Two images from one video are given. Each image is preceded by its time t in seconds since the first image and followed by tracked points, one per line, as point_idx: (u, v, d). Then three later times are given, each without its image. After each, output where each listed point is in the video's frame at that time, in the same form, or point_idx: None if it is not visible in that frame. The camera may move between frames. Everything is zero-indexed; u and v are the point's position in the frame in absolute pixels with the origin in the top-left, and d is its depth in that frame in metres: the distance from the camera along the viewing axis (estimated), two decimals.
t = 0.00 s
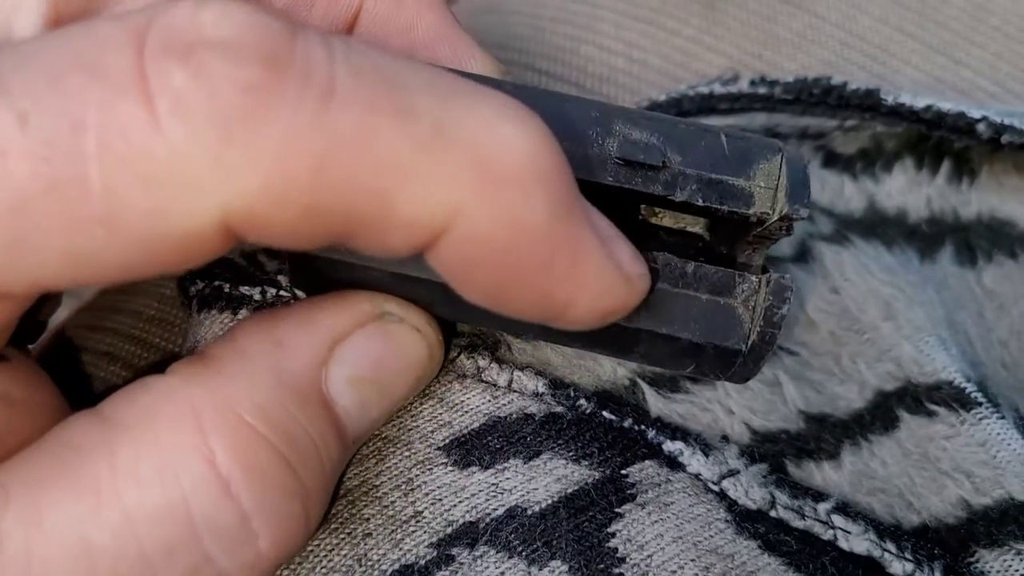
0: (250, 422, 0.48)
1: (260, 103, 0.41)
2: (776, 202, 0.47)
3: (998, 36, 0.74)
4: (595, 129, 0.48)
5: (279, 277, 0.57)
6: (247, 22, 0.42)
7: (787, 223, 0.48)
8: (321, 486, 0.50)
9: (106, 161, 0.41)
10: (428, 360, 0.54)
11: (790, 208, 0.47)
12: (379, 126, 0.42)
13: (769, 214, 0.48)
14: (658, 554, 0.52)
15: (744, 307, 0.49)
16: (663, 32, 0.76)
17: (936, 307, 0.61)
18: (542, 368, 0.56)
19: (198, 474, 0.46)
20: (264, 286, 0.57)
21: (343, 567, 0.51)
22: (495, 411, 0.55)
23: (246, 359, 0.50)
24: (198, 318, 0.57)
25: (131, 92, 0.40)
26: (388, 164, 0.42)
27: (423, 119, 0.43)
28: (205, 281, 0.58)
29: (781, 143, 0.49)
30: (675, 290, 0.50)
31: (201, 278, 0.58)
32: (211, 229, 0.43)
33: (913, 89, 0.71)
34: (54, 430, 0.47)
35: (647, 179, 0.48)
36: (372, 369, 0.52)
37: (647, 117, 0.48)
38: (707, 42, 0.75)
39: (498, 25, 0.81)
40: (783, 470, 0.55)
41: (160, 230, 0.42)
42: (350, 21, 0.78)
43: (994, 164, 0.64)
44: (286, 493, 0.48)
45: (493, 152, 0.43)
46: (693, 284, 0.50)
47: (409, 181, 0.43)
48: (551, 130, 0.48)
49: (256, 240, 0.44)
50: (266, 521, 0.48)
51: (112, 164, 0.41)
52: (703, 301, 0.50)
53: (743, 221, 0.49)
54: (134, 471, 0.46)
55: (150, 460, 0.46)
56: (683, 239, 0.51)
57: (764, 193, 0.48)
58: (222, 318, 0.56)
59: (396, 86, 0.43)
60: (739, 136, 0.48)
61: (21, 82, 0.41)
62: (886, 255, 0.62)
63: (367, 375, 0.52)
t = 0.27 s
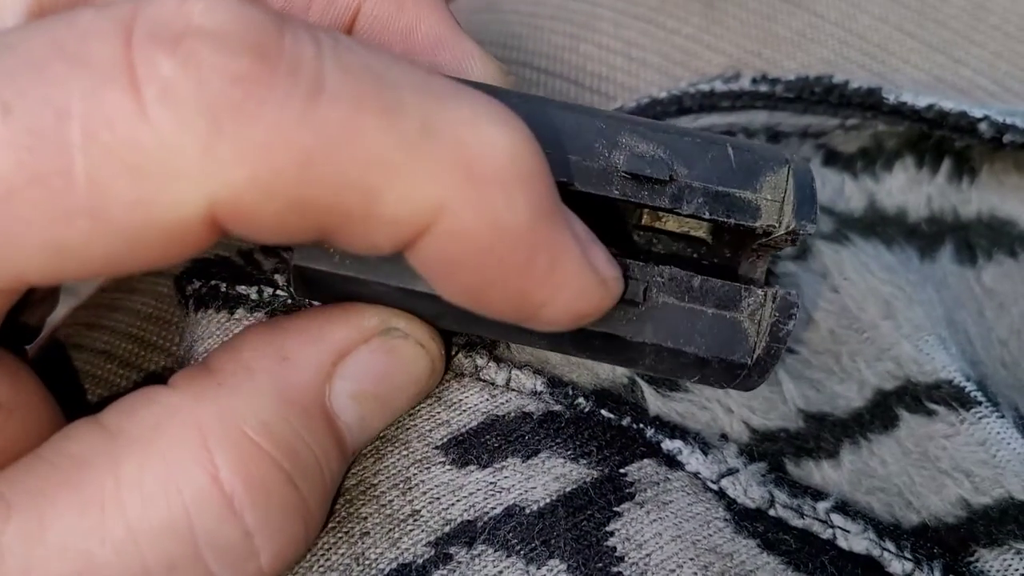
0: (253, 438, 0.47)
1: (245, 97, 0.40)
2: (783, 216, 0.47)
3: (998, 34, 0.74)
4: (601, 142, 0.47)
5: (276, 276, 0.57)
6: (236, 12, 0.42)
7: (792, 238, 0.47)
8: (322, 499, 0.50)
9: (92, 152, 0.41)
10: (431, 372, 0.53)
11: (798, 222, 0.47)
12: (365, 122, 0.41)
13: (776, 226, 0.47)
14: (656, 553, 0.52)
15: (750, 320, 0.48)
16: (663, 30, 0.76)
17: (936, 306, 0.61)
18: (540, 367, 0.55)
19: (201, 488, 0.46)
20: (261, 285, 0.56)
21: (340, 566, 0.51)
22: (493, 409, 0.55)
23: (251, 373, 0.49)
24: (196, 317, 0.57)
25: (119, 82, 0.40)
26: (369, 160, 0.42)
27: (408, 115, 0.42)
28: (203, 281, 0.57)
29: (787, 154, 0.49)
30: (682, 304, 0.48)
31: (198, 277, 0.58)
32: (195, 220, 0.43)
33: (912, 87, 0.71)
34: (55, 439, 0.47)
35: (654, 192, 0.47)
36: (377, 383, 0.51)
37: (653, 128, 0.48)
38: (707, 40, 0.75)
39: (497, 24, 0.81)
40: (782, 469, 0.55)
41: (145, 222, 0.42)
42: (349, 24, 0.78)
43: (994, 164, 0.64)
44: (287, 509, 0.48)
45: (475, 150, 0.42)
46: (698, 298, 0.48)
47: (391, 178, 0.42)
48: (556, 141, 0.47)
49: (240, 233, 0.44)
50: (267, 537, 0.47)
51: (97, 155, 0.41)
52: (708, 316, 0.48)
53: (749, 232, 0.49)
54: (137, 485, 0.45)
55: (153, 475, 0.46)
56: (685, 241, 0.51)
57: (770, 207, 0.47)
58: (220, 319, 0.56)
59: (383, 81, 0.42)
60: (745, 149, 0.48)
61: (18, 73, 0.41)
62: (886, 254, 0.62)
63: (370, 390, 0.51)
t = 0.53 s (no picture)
0: (254, 443, 0.47)
1: (242, 97, 0.40)
2: (782, 209, 0.47)
3: (998, 35, 0.73)
4: (597, 140, 0.47)
5: (275, 279, 0.56)
6: (232, 11, 0.42)
7: (792, 232, 0.47)
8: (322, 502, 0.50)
9: (89, 151, 0.41)
10: (431, 376, 0.52)
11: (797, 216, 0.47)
12: (362, 123, 0.41)
13: (774, 220, 0.47)
14: (655, 553, 0.52)
15: (750, 315, 0.48)
16: (662, 30, 0.76)
17: (935, 307, 0.61)
18: (539, 368, 0.55)
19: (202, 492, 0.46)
20: (260, 287, 0.56)
21: (338, 566, 0.51)
22: (491, 410, 0.55)
23: (251, 377, 0.49)
24: (193, 318, 0.57)
25: (115, 81, 0.40)
26: (366, 162, 0.42)
27: (405, 117, 0.42)
28: (200, 282, 0.57)
29: (786, 145, 0.48)
30: (682, 302, 0.48)
31: (197, 279, 0.58)
32: (191, 219, 0.43)
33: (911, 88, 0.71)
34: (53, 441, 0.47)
35: (651, 190, 0.47)
36: (377, 387, 0.51)
37: (649, 125, 0.48)
38: (706, 41, 0.75)
39: (496, 24, 0.81)
40: (781, 469, 0.55)
41: (141, 221, 0.42)
42: (340, 20, 0.78)
43: (993, 164, 0.64)
44: (286, 510, 0.48)
45: (472, 151, 0.42)
46: (699, 295, 0.48)
47: (388, 180, 0.42)
48: (553, 139, 0.47)
49: (235, 232, 0.44)
50: (266, 541, 0.47)
51: (93, 155, 0.41)
52: (708, 312, 0.48)
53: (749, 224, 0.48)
54: (137, 488, 0.45)
55: (153, 478, 0.46)
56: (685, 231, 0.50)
57: (768, 201, 0.47)
58: (216, 320, 0.55)
59: (379, 83, 0.42)
60: (742, 141, 0.48)
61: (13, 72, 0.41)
62: (885, 255, 0.62)
63: (370, 394, 0.51)
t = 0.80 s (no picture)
0: (247, 435, 0.47)
1: (234, 81, 0.40)
2: (779, 191, 0.47)
3: (997, 35, 0.73)
4: (593, 126, 0.47)
5: (273, 278, 0.56)
6: None
7: (791, 215, 0.47)
8: (318, 497, 0.50)
9: (82, 134, 0.40)
10: (429, 370, 0.52)
11: (795, 198, 0.46)
12: (355, 104, 0.41)
13: (773, 203, 0.47)
14: (654, 554, 0.51)
15: (750, 300, 0.48)
16: (661, 30, 0.76)
17: (935, 307, 0.61)
18: (537, 368, 0.55)
19: (195, 485, 0.46)
20: (258, 285, 0.56)
21: (336, 567, 0.51)
22: (490, 411, 0.54)
23: (244, 367, 0.49)
24: (191, 317, 0.56)
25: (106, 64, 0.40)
26: (360, 145, 0.42)
27: (399, 101, 0.42)
28: (199, 281, 0.57)
29: (782, 131, 0.48)
30: (681, 287, 0.48)
31: (196, 278, 0.57)
32: (184, 203, 0.42)
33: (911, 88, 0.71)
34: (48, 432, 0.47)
35: (648, 175, 0.47)
36: (374, 378, 0.51)
37: (645, 112, 0.48)
38: (706, 41, 0.75)
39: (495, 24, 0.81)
40: (780, 470, 0.55)
41: (134, 204, 0.42)
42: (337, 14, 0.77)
43: (992, 165, 0.64)
44: (282, 508, 0.48)
45: (466, 133, 0.42)
46: (698, 280, 0.48)
47: (382, 164, 0.42)
48: (548, 125, 0.47)
49: (229, 216, 0.44)
50: (259, 534, 0.47)
51: (84, 138, 0.40)
52: (709, 297, 0.48)
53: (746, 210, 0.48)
54: (128, 480, 0.45)
55: (145, 470, 0.45)
56: (683, 224, 0.50)
57: (766, 184, 0.47)
58: (213, 318, 0.55)
59: (371, 66, 0.42)
60: (738, 127, 0.48)
61: (7, 59, 0.41)
62: (885, 255, 0.62)
63: (368, 385, 0.51)
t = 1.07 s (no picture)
0: (245, 423, 0.47)
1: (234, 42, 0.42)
2: (781, 176, 0.47)
3: (998, 33, 0.73)
4: (595, 113, 0.48)
5: (274, 273, 0.56)
6: None
7: (793, 199, 0.47)
8: (318, 488, 0.50)
9: (80, 102, 0.43)
10: (431, 362, 0.51)
11: (797, 181, 0.46)
12: (351, 59, 0.43)
13: (775, 188, 0.47)
14: (656, 551, 0.51)
15: (754, 285, 0.47)
16: (662, 28, 0.76)
17: (937, 304, 0.60)
18: (539, 365, 0.55)
19: (192, 474, 0.46)
20: (259, 279, 0.55)
21: (337, 563, 0.50)
22: (491, 407, 0.54)
23: (242, 354, 0.48)
24: (192, 312, 0.56)
25: (102, 33, 0.42)
26: (358, 102, 0.43)
27: (394, 57, 0.43)
28: (200, 277, 0.57)
29: (783, 121, 0.49)
30: (684, 272, 0.47)
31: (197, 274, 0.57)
32: (186, 166, 0.44)
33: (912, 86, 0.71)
34: (47, 421, 0.47)
35: (650, 160, 0.48)
36: (373, 366, 0.50)
37: (646, 99, 0.49)
38: (707, 39, 0.75)
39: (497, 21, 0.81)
40: (782, 467, 0.54)
41: (136, 169, 0.44)
42: None
43: (993, 162, 0.64)
44: (280, 500, 0.48)
45: (460, 85, 0.44)
46: (701, 265, 0.47)
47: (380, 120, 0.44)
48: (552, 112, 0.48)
49: (233, 181, 0.46)
50: (256, 523, 0.47)
51: (83, 104, 0.43)
52: (712, 282, 0.47)
53: (749, 198, 0.48)
54: (125, 469, 0.45)
55: (142, 458, 0.45)
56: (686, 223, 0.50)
57: (768, 169, 0.48)
58: (213, 314, 0.55)
59: (366, 23, 0.44)
60: (740, 115, 0.49)
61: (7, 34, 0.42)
62: (886, 252, 0.62)
63: (367, 373, 0.50)
